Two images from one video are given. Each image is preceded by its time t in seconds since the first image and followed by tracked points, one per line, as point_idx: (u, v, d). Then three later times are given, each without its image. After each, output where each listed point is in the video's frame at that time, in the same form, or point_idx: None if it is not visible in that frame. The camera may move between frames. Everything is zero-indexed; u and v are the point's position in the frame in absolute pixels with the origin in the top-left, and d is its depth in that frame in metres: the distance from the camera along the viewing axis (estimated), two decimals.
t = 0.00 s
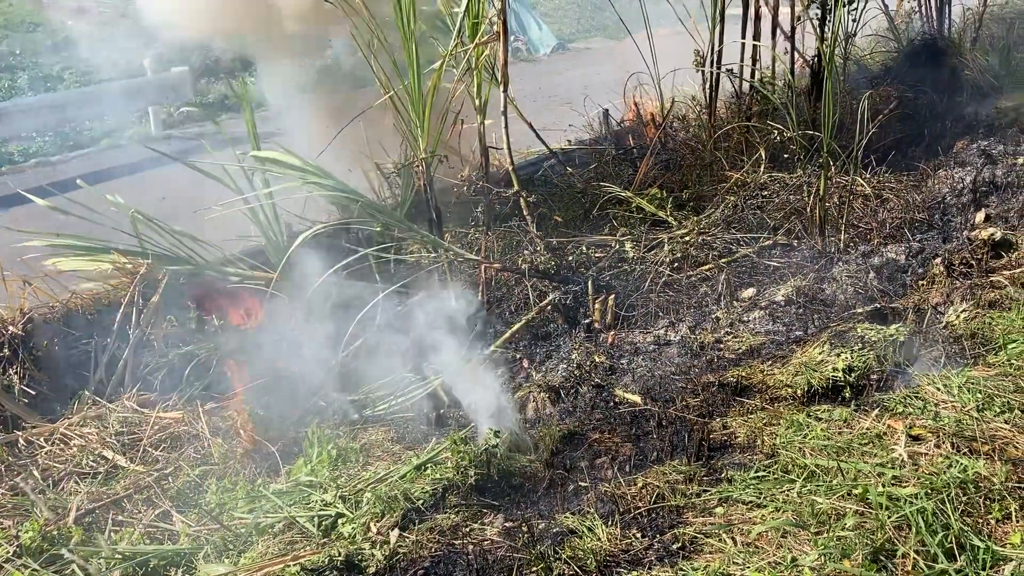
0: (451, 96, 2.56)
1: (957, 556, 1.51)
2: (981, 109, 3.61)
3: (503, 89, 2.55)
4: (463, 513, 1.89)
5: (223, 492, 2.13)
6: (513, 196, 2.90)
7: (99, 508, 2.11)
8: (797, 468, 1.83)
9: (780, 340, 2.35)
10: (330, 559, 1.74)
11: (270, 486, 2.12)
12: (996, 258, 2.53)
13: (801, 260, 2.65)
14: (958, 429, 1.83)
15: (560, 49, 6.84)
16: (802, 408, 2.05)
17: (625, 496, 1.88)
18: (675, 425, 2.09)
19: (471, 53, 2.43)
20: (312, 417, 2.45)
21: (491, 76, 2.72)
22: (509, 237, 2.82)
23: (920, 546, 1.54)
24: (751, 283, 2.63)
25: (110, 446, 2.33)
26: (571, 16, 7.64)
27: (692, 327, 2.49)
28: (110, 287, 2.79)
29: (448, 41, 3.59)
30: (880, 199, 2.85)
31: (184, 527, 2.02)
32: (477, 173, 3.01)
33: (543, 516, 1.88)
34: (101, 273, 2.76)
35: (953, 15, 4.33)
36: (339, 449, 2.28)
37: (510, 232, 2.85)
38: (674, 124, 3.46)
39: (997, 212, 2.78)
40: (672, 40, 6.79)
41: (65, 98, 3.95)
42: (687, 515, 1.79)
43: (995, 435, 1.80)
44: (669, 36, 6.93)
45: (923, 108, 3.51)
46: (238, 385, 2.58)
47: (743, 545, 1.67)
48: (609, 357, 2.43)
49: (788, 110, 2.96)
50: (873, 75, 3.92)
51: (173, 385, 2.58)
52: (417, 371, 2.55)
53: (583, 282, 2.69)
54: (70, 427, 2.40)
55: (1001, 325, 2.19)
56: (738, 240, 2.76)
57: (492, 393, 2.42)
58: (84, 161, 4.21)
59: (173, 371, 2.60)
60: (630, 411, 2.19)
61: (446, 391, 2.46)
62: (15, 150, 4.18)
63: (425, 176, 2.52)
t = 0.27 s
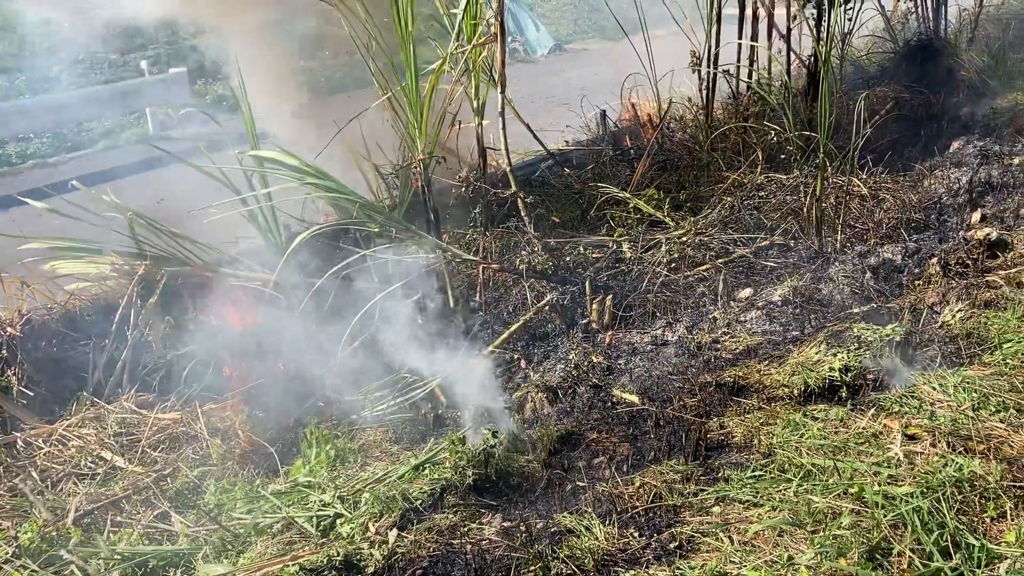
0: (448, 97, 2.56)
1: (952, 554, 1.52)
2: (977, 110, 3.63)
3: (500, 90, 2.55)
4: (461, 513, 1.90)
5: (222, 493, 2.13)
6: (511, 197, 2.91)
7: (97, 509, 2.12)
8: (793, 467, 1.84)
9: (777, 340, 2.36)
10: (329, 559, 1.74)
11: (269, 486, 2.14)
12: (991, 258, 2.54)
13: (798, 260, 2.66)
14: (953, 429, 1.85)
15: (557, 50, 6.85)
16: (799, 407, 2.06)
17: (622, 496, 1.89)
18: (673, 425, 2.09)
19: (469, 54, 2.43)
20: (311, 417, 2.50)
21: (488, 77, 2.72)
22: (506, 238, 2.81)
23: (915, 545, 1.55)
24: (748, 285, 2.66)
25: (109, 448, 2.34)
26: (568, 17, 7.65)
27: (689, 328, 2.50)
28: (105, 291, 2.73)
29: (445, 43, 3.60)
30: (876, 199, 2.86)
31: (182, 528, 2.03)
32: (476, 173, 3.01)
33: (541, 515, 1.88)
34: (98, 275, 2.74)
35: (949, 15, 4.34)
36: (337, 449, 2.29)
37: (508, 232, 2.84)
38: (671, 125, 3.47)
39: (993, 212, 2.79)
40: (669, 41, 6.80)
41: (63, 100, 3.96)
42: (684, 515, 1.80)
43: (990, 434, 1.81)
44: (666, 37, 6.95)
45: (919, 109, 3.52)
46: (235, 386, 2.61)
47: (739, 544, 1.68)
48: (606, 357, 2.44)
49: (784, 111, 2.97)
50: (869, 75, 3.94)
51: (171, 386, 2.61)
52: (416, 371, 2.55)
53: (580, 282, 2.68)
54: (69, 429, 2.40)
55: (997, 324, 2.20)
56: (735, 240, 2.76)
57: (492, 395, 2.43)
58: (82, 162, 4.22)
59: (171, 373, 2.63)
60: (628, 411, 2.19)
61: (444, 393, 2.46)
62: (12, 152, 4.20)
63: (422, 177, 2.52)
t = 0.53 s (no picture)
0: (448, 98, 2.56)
1: (950, 554, 1.53)
2: (975, 110, 3.63)
3: (499, 92, 2.56)
4: (461, 514, 1.91)
5: (222, 494, 2.14)
6: (510, 198, 2.91)
7: (98, 510, 2.13)
8: (792, 466, 1.85)
9: (776, 340, 2.36)
10: (329, 559, 1.75)
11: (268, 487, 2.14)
12: (989, 258, 2.55)
13: (796, 260, 2.67)
14: (951, 428, 1.86)
15: (555, 51, 6.86)
16: (798, 408, 2.07)
17: (622, 496, 1.90)
18: (672, 426, 2.10)
19: (468, 55, 2.43)
20: (310, 418, 2.51)
21: (487, 78, 2.73)
22: (505, 238, 2.82)
23: (914, 544, 1.55)
24: (747, 286, 2.66)
25: (109, 449, 2.35)
26: (566, 18, 7.66)
27: (688, 328, 2.51)
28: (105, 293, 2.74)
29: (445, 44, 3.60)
30: (874, 200, 2.86)
31: (183, 529, 2.03)
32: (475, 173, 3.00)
33: (540, 516, 1.89)
34: (98, 277, 2.75)
35: (946, 16, 4.35)
36: (338, 450, 2.30)
37: (507, 233, 2.85)
38: (670, 126, 3.48)
39: (990, 212, 2.80)
40: (667, 42, 6.81)
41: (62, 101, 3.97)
42: (683, 514, 1.81)
43: (988, 434, 1.82)
44: (664, 39, 6.96)
45: (917, 109, 3.52)
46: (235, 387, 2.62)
47: (738, 543, 1.68)
48: (606, 358, 2.44)
49: (783, 112, 2.98)
50: (867, 76, 3.94)
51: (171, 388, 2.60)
52: (415, 372, 2.55)
53: (579, 283, 2.64)
54: (69, 430, 2.41)
55: (994, 324, 2.21)
56: (733, 241, 2.77)
57: (491, 398, 2.46)
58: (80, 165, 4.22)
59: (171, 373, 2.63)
60: (627, 412, 2.19)
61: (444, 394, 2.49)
62: (11, 154, 4.20)
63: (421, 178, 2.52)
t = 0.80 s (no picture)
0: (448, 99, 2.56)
1: (951, 551, 1.54)
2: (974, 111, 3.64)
3: (500, 92, 2.57)
4: (463, 512, 1.91)
5: (223, 494, 2.14)
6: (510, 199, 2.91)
7: (100, 509, 2.13)
8: (793, 465, 1.86)
9: (776, 340, 2.36)
10: (331, 558, 1.75)
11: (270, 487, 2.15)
12: (989, 258, 2.56)
13: (796, 261, 2.68)
14: (951, 427, 1.86)
15: (555, 52, 6.86)
16: (798, 406, 2.08)
17: (623, 494, 1.91)
18: (673, 425, 2.10)
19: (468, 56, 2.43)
20: (311, 418, 2.50)
21: (487, 79, 2.73)
22: (506, 239, 2.83)
23: (914, 542, 1.56)
24: (747, 285, 2.66)
25: (110, 449, 2.35)
26: (565, 20, 7.67)
27: (688, 328, 2.51)
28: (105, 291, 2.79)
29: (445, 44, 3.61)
30: (873, 201, 2.87)
31: (185, 528, 2.03)
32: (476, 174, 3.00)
33: (542, 514, 1.90)
34: (99, 277, 2.81)
35: (945, 17, 4.36)
36: (339, 450, 2.30)
37: (507, 234, 2.85)
38: (669, 127, 3.48)
39: (990, 212, 2.81)
40: (666, 43, 6.82)
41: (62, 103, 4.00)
42: (685, 513, 1.81)
43: (988, 433, 1.83)
44: (664, 40, 6.97)
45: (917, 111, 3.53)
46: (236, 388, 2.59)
47: (740, 541, 1.69)
48: (606, 358, 2.44)
49: (783, 112, 2.98)
50: (866, 77, 3.95)
51: (172, 389, 2.58)
52: (414, 373, 2.56)
53: (579, 283, 2.65)
54: (70, 430, 2.41)
55: (994, 323, 2.22)
56: (733, 241, 2.78)
57: (490, 397, 2.46)
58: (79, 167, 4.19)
59: (171, 375, 2.61)
60: (628, 411, 2.19)
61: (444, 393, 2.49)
62: (11, 154, 4.19)
63: (422, 179, 2.52)
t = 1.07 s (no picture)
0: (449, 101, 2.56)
1: (951, 550, 1.54)
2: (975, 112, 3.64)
3: (501, 94, 2.57)
4: (465, 512, 1.91)
5: (224, 494, 2.14)
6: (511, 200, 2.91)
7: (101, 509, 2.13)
8: (794, 465, 1.86)
9: (777, 340, 2.37)
10: (332, 557, 1.76)
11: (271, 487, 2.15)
12: (989, 258, 2.56)
13: (797, 261, 2.68)
14: (951, 427, 1.87)
15: (555, 53, 6.86)
16: (799, 406, 2.08)
17: (625, 494, 1.91)
18: (674, 425, 2.09)
19: (469, 57, 2.44)
20: (312, 419, 2.50)
21: (488, 80, 2.73)
22: (506, 241, 2.83)
23: (915, 541, 1.56)
24: (747, 285, 2.66)
25: (111, 449, 2.34)
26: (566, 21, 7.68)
27: (689, 329, 2.51)
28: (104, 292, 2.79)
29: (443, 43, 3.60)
30: (873, 203, 2.88)
31: (186, 528, 2.04)
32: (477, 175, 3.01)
33: (544, 514, 1.90)
34: (99, 276, 2.81)
35: (945, 18, 4.37)
36: (340, 449, 2.30)
37: (508, 235, 2.85)
38: (670, 128, 3.49)
39: (990, 213, 2.81)
40: (666, 44, 6.82)
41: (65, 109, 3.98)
42: (686, 512, 1.82)
43: (989, 433, 1.83)
44: (663, 41, 6.97)
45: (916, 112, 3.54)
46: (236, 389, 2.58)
47: (741, 540, 1.70)
48: (607, 358, 2.44)
49: (784, 114, 2.99)
50: (866, 78, 3.96)
51: (172, 389, 2.58)
52: (413, 373, 2.57)
53: (580, 283, 2.67)
54: (71, 431, 2.40)
55: (995, 324, 2.22)
56: (734, 242, 2.78)
57: (491, 399, 2.46)
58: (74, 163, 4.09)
59: (172, 376, 2.60)
60: (629, 411, 2.18)
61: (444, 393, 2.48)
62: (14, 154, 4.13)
63: (423, 180, 2.52)
